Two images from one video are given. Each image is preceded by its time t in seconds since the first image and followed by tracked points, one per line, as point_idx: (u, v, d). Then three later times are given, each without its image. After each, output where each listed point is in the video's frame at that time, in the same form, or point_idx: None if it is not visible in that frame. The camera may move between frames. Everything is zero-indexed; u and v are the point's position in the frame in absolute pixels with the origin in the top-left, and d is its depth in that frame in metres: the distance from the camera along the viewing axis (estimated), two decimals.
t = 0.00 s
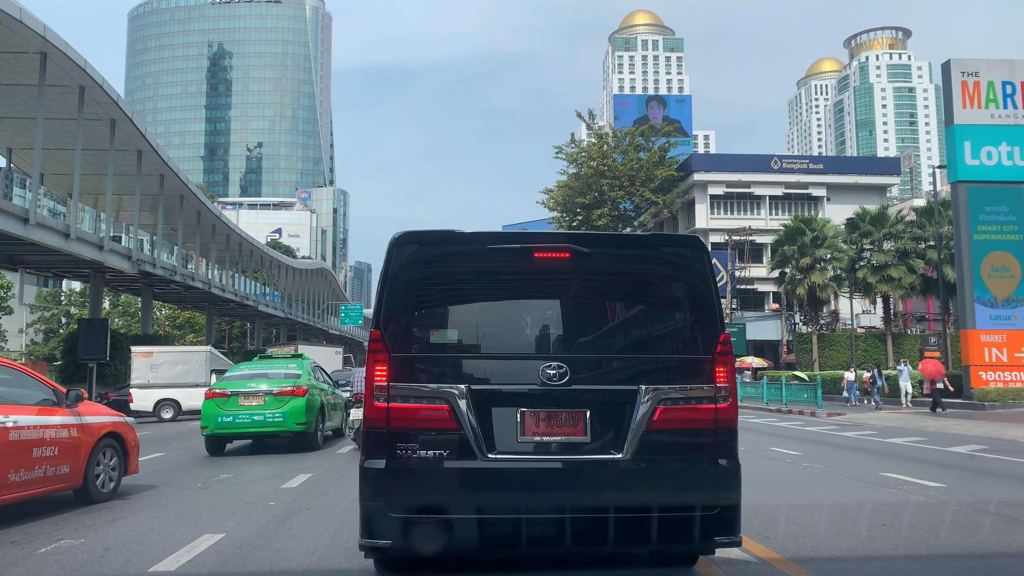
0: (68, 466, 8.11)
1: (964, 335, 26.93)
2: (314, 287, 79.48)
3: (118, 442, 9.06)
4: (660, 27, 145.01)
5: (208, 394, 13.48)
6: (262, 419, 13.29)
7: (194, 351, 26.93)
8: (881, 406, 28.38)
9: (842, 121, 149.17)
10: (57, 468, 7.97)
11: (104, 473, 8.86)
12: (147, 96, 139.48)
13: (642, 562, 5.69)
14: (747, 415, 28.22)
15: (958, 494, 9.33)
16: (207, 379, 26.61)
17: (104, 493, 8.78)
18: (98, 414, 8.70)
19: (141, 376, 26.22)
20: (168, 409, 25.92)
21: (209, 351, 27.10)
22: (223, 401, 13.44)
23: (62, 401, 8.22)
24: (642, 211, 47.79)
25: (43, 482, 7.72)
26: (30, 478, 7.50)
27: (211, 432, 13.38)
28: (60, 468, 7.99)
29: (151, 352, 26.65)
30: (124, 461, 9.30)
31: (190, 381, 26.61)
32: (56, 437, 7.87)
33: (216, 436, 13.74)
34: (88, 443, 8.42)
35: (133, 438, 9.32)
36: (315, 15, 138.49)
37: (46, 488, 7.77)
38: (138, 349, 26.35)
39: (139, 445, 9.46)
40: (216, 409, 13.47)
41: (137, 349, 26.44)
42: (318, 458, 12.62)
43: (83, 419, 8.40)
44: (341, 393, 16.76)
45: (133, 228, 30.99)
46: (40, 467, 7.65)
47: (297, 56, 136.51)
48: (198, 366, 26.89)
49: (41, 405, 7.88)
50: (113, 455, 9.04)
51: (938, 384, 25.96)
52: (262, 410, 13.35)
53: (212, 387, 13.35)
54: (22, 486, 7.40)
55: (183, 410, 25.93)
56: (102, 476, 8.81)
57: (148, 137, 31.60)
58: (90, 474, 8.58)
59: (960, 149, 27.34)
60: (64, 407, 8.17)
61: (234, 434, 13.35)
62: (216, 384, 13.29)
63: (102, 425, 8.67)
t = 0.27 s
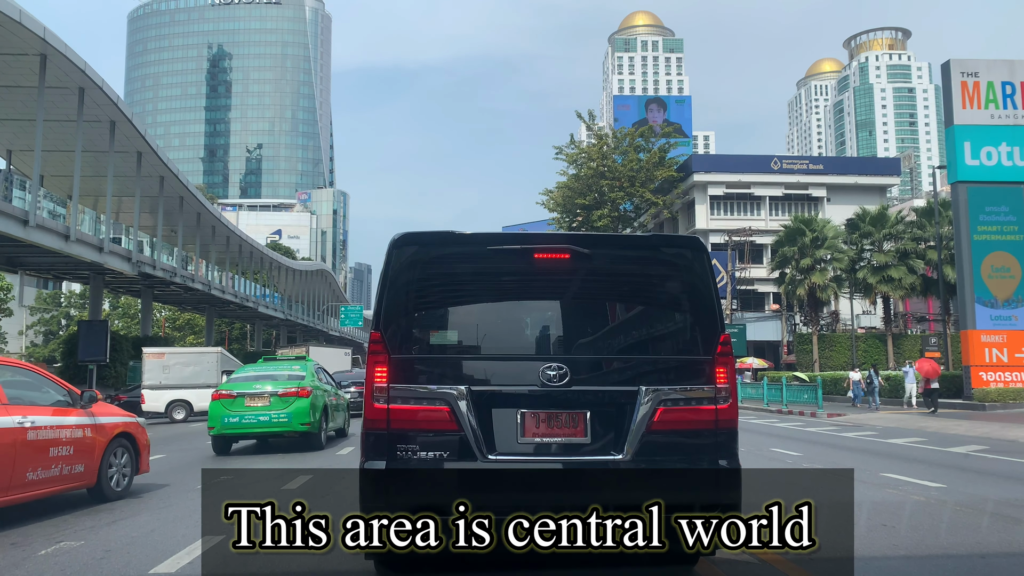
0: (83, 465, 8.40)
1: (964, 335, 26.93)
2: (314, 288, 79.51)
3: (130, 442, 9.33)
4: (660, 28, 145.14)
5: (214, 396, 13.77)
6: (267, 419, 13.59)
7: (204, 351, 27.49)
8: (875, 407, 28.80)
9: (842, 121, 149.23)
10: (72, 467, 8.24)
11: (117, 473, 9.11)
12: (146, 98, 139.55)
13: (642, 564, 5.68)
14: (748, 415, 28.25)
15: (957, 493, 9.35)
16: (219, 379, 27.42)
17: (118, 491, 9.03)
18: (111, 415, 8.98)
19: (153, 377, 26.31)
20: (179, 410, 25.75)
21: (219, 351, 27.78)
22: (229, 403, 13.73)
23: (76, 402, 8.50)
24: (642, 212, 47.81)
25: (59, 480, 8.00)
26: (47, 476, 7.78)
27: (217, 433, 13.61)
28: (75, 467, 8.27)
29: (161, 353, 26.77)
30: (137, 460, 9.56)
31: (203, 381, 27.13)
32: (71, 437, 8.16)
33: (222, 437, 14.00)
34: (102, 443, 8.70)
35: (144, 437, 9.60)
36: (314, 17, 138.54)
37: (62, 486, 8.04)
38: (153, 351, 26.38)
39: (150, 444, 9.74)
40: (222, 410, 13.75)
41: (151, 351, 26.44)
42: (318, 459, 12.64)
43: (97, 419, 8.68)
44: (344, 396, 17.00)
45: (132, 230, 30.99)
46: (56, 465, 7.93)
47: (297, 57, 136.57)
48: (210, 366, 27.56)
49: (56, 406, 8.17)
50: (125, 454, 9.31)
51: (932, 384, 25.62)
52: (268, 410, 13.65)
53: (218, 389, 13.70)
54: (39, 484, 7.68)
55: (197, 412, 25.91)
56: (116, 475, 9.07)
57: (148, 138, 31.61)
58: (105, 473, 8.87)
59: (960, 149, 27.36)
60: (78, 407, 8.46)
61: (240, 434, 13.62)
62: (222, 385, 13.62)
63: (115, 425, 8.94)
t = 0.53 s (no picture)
0: (95, 464, 8.64)
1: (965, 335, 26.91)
2: (314, 289, 79.52)
3: (141, 441, 9.56)
4: (659, 29, 145.27)
5: (222, 396, 14.01)
6: (272, 419, 13.80)
7: (216, 352, 27.63)
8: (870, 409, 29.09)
9: (842, 122, 149.33)
10: (85, 466, 8.47)
11: (129, 471, 9.34)
12: (146, 99, 139.55)
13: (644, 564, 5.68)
14: (748, 416, 28.27)
15: (958, 493, 9.36)
16: (231, 380, 27.57)
17: (130, 490, 9.26)
18: (122, 415, 9.22)
19: (166, 377, 26.40)
20: (193, 411, 25.79)
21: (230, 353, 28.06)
22: (236, 403, 13.96)
23: (89, 402, 8.71)
24: (642, 213, 47.80)
25: (73, 478, 8.24)
26: (61, 475, 8.01)
27: (224, 432, 13.85)
28: (88, 466, 8.50)
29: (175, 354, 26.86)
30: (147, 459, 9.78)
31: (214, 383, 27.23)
32: (84, 436, 8.38)
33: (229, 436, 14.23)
34: (114, 442, 8.94)
35: (154, 437, 9.82)
36: (314, 18, 138.58)
37: (75, 485, 8.27)
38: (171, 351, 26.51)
39: (160, 444, 9.96)
40: (229, 410, 13.99)
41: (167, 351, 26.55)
42: (320, 460, 12.64)
43: (109, 420, 8.90)
44: (347, 396, 17.01)
45: (132, 231, 30.98)
46: (70, 464, 8.16)
47: (297, 58, 136.61)
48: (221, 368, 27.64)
49: (70, 405, 8.39)
50: (136, 454, 9.54)
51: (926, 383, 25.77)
52: (273, 410, 13.87)
53: (225, 389, 13.93)
54: (53, 482, 7.92)
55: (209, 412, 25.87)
56: (127, 473, 9.29)
57: (148, 139, 31.62)
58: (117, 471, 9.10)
59: (960, 150, 27.34)
60: (91, 407, 8.67)
61: (247, 434, 13.84)
62: (229, 385, 13.87)
63: (126, 425, 9.15)
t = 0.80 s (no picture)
0: (108, 462, 8.80)
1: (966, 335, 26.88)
2: (315, 289, 79.54)
3: (151, 439, 9.73)
4: (660, 29, 145.26)
5: (228, 396, 14.12)
6: (278, 418, 13.90)
7: (230, 352, 27.54)
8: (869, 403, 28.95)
9: (842, 122, 149.36)
10: (98, 463, 8.64)
11: (140, 469, 9.52)
12: (147, 99, 139.59)
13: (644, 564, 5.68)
14: (748, 416, 28.30)
15: (959, 494, 9.35)
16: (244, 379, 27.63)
17: (141, 487, 9.43)
18: (133, 414, 9.38)
19: (180, 377, 26.32)
20: (207, 409, 26.31)
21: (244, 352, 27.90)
22: (242, 402, 14.08)
23: (101, 402, 8.87)
24: (643, 213, 47.81)
25: (86, 476, 8.41)
26: (75, 472, 8.18)
27: (231, 431, 13.97)
28: (101, 464, 8.66)
29: (190, 354, 26.52)
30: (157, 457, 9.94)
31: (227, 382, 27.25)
32: (97, 434, 8.54)
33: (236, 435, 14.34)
34: (125, 440, 9.11)
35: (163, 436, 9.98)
36: (314, 18, 138.60)
37: (89, 482, 8.44)
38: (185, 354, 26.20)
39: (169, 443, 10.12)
40: (235, 409, 14.09)
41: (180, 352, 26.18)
42: (321, 461, 12.64)
43: (121, 418, 9.07)
44: (349, 396, 17.04)
45: (133, 231, 30.98)
46: (83, 461, 8.33)
47: (297, 58, 136.62)
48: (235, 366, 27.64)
49: (83, 404, 8.55)
50: (146, 452, 9.70)
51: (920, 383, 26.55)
52: (278, 409, 13.96)
53: (231, 388, 14.04)
54: (68, 480, 8.09)
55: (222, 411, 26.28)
56: (138, 471, 9.46)
57: (148, 139, 31.62)
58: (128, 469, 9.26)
59: (961, 150, 27.32)
60: (103, 407, 8.83)
61: (253, 433, 13.96)
62: (235, 385, 14.00)
63: (137, 423, 9.32)
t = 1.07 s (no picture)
0: (118, 459, 9.05)
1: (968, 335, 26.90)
2: (315, 289, 79.58)
3: (159, 437, 9.97)
4: (661, 29, 145.26)
5: (233, 395, 14.12)
6: (283, 417, 13.93)
7: (243, 351, 28.47)
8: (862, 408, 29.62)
9: (843, 122, 149.29)
10: (109, 461, 8.88)
11: (149, 466, 9.76)
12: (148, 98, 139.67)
13: (644, 564, 5.69)
14: (748, 416, 28.31)
15: (960, 494, 9.34)
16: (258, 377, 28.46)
17: (151, 483, 9.67)
18: (142, 412, 9.63)
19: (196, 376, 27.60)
20: (221, 409, 26.40)
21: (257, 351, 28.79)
22: (248, 401, 14.09)
23: (111, 400, 9.12)
24: (643, 212, 47.82)
25: (97, 473, 8.63)
26: (86, 470, 8.42)
27: (236, 430, 14.00)
28: (111, 461, 8.90)
29: (203, 353, 27.91)
30: (165, 455, 10.19)
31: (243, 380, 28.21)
32: (108, 432, 8.78)
33: (241, 434, 14.34)
34: (134, 438, 9.34)
35: (171, 434, 10.23)
36: (315, 17, 138.60)
37: (100, 478, 8.68)
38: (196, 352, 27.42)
39: (176, 440, 10.36)
40: (241, 408, 14.11)
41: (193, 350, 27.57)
42: (323, 461, 12.65)
43: (130, 416, 9.31)
44: (352, 395, 17.05)
45: (134, 230, 31.00)
46: (95, 459, 8.57)
47: (298, 58, 136.61)
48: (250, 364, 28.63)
49: (95, 403, 8.79)
50: (155, 449, 9.94)
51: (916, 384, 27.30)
52: (283, 408, 13.97)
53: (236, 388, 14.05)
54: (80, 476, 8.33)
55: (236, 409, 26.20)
56: (147, 468, 9.69)
57: (149, 139, 31.63)
58: (138, 467, 9.50)
59: (961, 150, 27.31)
60: (113, 405, 9.07)
61: (259, 432, 13.98)
62: (241, 384, 14.01)
63: (146, 421, 9.56)
